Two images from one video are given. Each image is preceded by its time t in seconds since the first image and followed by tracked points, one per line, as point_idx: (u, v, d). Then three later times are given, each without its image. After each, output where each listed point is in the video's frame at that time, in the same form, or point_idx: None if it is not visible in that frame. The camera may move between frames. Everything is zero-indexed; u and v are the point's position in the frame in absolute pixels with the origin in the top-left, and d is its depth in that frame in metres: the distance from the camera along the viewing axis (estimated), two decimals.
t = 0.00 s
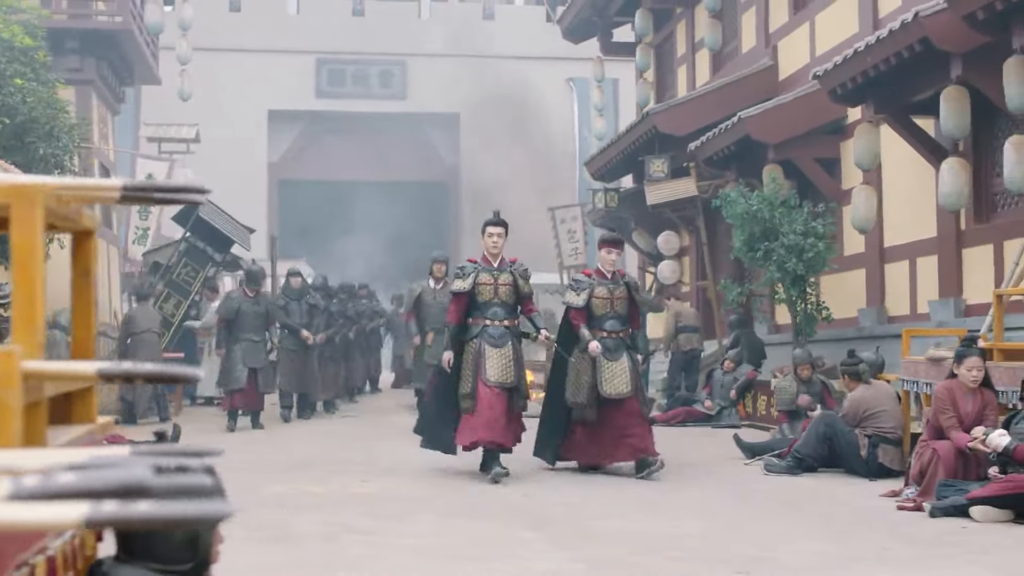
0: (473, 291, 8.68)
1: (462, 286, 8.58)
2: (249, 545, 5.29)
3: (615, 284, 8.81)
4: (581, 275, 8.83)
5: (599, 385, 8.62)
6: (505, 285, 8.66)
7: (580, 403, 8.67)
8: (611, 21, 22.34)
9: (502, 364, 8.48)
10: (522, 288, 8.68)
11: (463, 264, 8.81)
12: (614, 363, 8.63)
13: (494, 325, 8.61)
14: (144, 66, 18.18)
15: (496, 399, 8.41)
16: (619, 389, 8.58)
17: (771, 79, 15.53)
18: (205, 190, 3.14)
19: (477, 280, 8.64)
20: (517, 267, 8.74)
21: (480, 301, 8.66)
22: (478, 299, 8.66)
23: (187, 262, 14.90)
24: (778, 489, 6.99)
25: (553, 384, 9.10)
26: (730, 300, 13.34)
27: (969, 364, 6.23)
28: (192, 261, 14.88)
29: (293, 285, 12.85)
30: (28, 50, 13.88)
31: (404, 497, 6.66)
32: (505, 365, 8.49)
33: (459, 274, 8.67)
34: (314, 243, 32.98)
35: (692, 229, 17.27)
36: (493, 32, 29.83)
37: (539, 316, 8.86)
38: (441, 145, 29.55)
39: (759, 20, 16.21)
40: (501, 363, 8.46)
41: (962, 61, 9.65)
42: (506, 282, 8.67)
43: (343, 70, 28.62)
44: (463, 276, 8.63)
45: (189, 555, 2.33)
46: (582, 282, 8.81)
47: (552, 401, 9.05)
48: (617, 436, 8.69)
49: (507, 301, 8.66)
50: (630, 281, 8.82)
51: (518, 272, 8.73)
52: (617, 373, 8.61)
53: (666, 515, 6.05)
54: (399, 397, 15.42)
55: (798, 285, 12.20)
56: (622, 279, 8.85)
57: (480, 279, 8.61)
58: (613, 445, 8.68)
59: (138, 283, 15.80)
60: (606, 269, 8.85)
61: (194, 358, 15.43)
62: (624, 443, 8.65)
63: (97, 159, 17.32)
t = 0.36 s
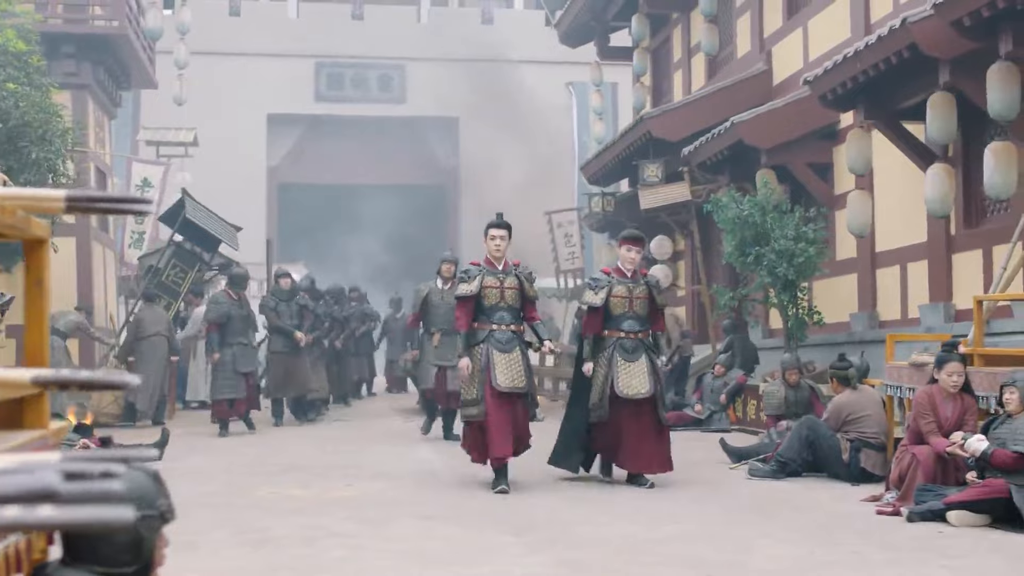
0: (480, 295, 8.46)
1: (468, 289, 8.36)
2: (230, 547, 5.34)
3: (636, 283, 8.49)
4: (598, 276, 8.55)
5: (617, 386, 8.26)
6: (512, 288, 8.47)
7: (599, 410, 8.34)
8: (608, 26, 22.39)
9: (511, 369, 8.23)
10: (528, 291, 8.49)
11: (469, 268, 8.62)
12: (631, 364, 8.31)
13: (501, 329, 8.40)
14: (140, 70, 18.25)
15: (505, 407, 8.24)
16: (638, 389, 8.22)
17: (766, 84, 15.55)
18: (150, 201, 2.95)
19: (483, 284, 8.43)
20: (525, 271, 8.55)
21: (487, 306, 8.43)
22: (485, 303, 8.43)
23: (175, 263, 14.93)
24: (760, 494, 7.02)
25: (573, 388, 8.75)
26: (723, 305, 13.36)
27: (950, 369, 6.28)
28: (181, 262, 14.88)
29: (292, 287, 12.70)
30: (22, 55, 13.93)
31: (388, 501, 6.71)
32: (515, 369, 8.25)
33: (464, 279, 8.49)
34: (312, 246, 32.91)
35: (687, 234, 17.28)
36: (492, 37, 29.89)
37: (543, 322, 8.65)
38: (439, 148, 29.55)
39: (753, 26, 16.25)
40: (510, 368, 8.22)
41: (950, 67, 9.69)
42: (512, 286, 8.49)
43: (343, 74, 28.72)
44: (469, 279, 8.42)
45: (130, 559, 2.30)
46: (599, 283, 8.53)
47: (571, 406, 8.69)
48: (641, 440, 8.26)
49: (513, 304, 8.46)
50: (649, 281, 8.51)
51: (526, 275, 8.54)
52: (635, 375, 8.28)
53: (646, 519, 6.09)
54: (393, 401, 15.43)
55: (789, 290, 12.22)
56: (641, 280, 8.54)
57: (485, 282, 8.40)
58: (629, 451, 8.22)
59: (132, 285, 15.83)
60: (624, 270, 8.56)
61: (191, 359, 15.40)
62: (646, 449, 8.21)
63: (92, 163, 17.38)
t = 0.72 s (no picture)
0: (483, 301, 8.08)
1: (472, 295, 7.98)
2: (211, 549, 5.38)
3: (643, 293, 8.16)
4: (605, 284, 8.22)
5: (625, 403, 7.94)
6: (518, 295, 8.07)
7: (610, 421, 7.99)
8: (604, 29, 22.47)
9: (513, 383, 7.84)
10: (535, 299, 8.11)
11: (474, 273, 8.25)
12: (641, 379, 7.96)
13: (505, 338, 8.03)
14: (136, 73, 18.33)
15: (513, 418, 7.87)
16: (645, 406, 7.91)
17: (760, 88, 15.59)
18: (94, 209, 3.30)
19: (487, 289, 8.05)
20: (530, 278, 8.19)
21: (491, 313, 8.06)
22: (489, 310, 8.06)
23: (163, 263, 14.96)
24: (741, 498, 7.06)
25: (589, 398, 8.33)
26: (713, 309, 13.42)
27: (929, 372, 6.29)
28: (168, 263, 14.92)
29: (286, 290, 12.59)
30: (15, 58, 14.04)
31: (371, 504, 6.75)
32: (518, 380, 7.86)
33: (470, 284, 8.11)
34: (311, 248, 32.90)
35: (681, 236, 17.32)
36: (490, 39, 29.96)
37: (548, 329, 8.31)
38: (438, 150, 29.55)
39: (747, 30, 16.28)
40: (511, 381, 7.83)
41: (937, 72, 9.75)
42: (519, 292, 8.09)
43: (341, 77, 28.80)
44: (473, 284, 8.04)
45: (75, 562, 2.65)
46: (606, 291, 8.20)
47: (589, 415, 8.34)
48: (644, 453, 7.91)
49: (519, 312, 8.07)
50: (658, 290, 8.17)
51: (533, 282, 8.17)
52: (644, 390, 7.94)
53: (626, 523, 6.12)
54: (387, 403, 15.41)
55: (779, 294, 12.27)
56: (650, 289, 8.19)
57: (490, 288, 8.02)
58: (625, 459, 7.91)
59: (127, 287, 15.87)
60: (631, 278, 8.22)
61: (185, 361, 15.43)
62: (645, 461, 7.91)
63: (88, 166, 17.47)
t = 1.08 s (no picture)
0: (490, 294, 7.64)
1: (478, 288, 7.54)
2: (193, 551, 5.43)
3: (651, 286, 7.61)
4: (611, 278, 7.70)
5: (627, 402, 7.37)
6: (527, 288, 7.62)
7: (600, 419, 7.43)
8: (602, 31, 22.49)
9: (523, 375, 7.43)
10: (547, 291, 7.65)
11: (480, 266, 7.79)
12: (646, 378, 7.42)
13: (514, 332, 7.58)
14: (133, 75, 18.39)
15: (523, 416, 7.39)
16: (652, 405, 7.35)
17: (755, 90, 15.61)
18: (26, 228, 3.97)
19: (494, 282, 7.59)
20: (539, 269, 7.73)
21: (498, 307, 7.61)
22: (496, 304, 7.61)
23: (152, 264, 14.99)
24: (723, 501, 7.10)
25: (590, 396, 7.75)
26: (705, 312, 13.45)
27: (907, 376, 6.33)
28: (155, 263, 14.95)
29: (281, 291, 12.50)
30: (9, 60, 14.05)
31: (356, 507, 6.79)
32: (528, 374, 7.44)
33: (476, 277, 7.67)
34: (311, 249, 32.86)
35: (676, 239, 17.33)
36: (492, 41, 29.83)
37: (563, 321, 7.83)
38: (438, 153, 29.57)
39: (742, 32, 16.33)
40: (521, 377, 7.41)
41: (926, 76, 9.79)
42: (529, 285, 7.65)
43: (341, 79, 28.81)
44: (479, 277, 7.59)
45: (21, 564, 2.73)
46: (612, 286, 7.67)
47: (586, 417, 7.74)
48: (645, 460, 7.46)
49: (529, 305, 7.63)
50: (668, 284, 7.62)
51: (542, 274, 7.71)
52: (649, 389, 7.39)
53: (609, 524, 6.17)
54: (380, 405, 15.40)
55: (770, 297, 12.31)
56: (659, 283, 7.65)
57: (497, 281, 7.56)
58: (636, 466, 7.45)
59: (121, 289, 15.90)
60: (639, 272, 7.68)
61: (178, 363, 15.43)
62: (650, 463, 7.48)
63: (84, 168, 17.54)
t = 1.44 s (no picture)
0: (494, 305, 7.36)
1: (481, 299, 7.25)
2: (172, 553, 5.48)
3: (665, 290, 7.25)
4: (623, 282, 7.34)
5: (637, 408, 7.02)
6: (532, 296, 7.35)
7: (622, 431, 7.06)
8: (599, 34, 22.52)
9: (534, 391, 7.14)
10: (551, 299, 7.37)
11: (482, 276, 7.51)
12: (660, 384, 7.05)
13: (521, 343, 7.30)
14: (130, 78, 18.47)
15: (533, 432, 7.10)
16: (669, 415, 6.95)
17: (749, 94, 15.63)
18: None
19: (498, 291, 7.32)
20: (543, 276, 7.45)
21: (503, 317, 7.33)
22: (500, 315, 7.33)
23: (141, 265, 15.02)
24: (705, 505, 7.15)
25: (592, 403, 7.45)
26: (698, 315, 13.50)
27: (889, 379, 6.36)
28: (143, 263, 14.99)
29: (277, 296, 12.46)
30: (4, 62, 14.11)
31: (339, 510, 6.85)
32: (538, 388, 7.17)
33: (477, 287, 7.39)
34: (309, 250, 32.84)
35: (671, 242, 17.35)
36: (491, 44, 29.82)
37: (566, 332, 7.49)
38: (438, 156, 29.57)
39: (736, 35, 16.37)
40: (531, 390, 7.13)
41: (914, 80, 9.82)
42: (533, 293, 7.37)
43: (340, 81, 28.83)
44: (482, 287, 7.31)
45: None
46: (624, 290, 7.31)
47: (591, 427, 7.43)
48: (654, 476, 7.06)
49: (534, 315, 7.35)
50: (684, 288, 7.26)
51: (547, 280, 7.43)
52: (663, 396, 7.01)
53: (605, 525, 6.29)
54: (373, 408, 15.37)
55: (761, 300, 12.35)
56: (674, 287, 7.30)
57: (501, 291, 7.30)
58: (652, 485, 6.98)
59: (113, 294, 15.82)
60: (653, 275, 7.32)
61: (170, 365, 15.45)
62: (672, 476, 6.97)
63: (81, 170, 17.60)
